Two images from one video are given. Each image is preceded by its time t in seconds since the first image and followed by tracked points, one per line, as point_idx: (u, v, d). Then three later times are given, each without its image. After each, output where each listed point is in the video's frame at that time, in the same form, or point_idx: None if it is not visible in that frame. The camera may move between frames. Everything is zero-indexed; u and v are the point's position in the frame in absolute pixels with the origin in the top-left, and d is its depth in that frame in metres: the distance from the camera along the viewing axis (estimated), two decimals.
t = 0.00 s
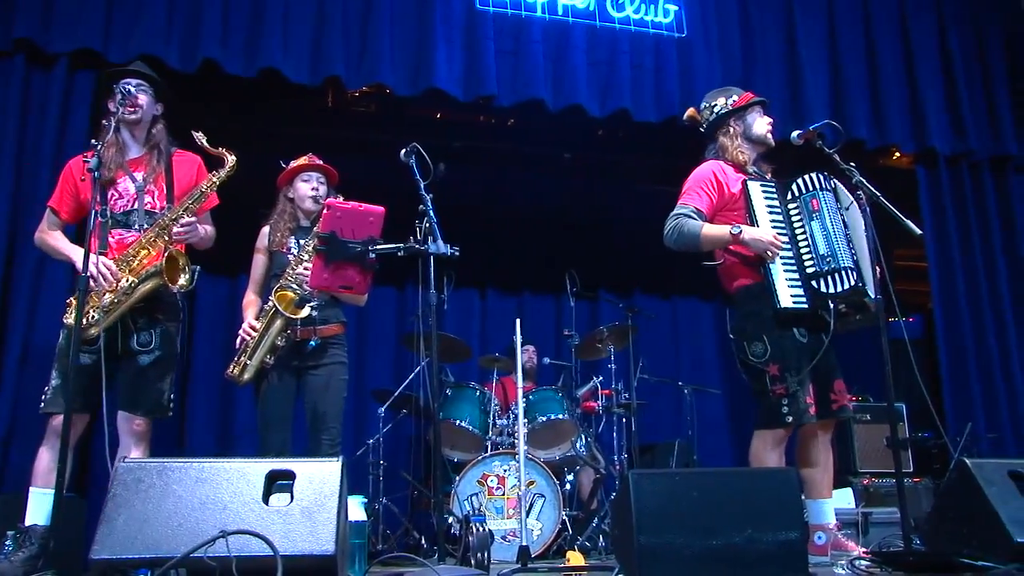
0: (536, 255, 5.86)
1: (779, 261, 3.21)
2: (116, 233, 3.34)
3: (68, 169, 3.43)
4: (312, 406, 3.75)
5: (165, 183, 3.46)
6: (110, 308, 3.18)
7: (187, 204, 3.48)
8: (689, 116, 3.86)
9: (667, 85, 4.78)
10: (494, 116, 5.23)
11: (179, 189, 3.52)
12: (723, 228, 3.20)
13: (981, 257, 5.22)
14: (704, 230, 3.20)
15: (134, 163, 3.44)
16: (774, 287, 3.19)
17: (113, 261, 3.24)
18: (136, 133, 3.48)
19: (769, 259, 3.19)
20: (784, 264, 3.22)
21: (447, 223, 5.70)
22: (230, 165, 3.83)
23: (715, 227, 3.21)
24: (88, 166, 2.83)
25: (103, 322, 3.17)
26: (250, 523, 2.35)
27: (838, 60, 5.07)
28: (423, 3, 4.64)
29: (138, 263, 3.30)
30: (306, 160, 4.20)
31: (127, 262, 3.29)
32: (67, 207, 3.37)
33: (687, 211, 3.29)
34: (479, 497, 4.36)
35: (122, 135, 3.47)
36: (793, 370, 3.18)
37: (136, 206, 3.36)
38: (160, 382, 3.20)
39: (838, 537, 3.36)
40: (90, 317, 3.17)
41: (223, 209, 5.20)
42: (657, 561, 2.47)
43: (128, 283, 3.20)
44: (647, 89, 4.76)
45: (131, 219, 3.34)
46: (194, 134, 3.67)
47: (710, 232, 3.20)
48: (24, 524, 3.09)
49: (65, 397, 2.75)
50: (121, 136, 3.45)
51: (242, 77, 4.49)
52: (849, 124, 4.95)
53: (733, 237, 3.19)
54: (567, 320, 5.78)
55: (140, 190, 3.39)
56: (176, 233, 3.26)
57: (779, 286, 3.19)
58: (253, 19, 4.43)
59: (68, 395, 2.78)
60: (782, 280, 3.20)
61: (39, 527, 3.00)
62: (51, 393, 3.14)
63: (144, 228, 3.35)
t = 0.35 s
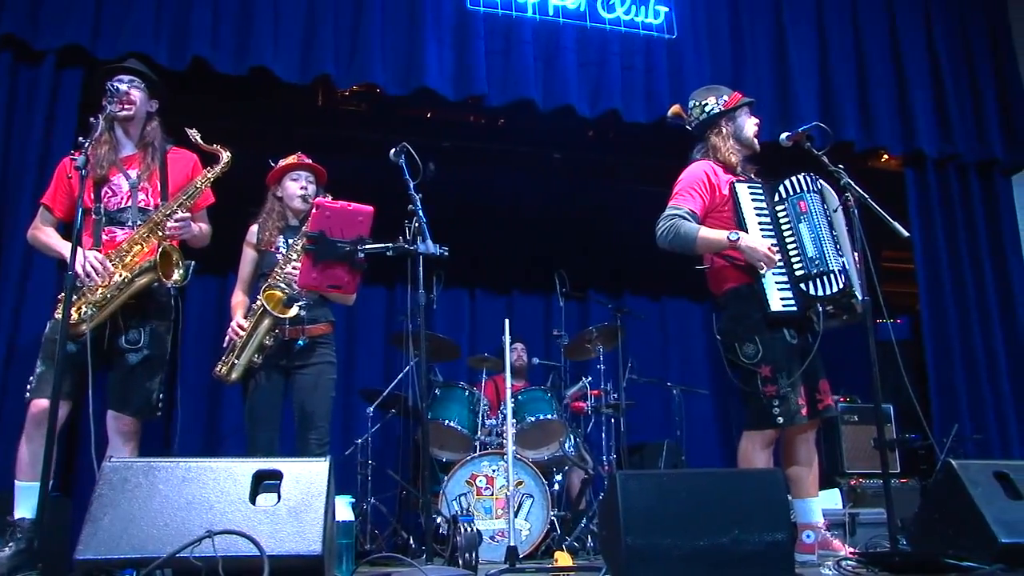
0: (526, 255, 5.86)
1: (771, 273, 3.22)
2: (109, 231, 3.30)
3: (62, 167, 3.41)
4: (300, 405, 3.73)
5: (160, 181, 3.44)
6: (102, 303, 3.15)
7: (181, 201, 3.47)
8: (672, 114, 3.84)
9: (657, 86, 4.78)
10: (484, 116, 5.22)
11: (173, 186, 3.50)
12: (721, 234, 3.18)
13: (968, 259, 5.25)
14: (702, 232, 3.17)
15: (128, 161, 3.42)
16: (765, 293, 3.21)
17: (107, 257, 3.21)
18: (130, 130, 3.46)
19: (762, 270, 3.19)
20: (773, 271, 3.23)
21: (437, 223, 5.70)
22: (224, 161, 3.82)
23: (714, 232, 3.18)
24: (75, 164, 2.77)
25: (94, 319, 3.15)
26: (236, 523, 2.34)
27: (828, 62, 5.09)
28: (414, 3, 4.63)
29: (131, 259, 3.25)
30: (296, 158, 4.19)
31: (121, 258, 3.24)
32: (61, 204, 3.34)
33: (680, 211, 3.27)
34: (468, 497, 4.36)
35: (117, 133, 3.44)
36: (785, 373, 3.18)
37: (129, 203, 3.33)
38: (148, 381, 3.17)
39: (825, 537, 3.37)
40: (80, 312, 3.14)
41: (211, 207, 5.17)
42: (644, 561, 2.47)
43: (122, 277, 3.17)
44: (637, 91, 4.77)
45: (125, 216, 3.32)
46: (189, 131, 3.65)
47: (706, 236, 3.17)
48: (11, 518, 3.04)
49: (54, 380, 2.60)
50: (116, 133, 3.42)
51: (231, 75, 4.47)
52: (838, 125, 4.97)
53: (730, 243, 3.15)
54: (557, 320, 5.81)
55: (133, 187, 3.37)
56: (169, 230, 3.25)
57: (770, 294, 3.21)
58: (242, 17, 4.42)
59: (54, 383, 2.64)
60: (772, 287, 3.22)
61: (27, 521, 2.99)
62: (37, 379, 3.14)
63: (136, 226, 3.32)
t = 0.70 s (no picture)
0: (512, 255, 5.87)
1: (750, 270, 3.23)
2: (84, 222, 3.28)
3: (35, 153, 3.34)
4: (286, 405, 3.72)
5: (137, 176, 3.45)
6: (84, 296, 3.15)
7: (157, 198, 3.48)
8: (647, 125, 3.86)
9: (643, 86, 4.79)
10: (471, 116, 5.22)
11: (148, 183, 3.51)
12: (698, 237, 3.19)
13: (951, 259, 5.29)
14: (679, 237, 3.18)
15: (106, 154, 3.40)
16: (745, 292, 3.22)
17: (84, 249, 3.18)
18: (110, 124, 3.45)
19: (740, 270, 3.20)
20: (756, 271, 3.23)
21: (424, 222, 5.71)
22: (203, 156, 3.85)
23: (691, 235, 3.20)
24: (56, 162, 2.74)
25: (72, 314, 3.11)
26: (220, 523, 2.32)
27: (813, 63, 5.11)
28: (400, 3, 4.63)
29: (110, 252, 3.25)
30: (281, 158, 4.17)
31: (99, 251, 3.23)
32: (32, 191, 3.28)
33: (658, 218, 3.29)
34: (454, 497, 4.35)
35: (96, 125, 3.42)
36: (770, 371, 3.19)
37: (106, 196, 3.33)
38: (125, 379, 3.19)
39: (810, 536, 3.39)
40: (61, 306, 3.10)
41: (196, 207, 5.16)
42: (628, 560, 2.47)
43: (101, 270, 3.18)
44: (623, 90, 4.77)
45: (101, 209, 3.31)
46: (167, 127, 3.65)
47: (683, 240, 3.19)
48: None
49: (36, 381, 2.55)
50: (95, 125, 3.40)
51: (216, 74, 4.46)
52: (823, 125, 4.99)
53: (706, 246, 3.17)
54: (544, 320, 5.83)
55: (110, 180, 3.36)
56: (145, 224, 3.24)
57: (752, 292, 3.21)
58: (227, 16, 4.40)
59: (37, 384, 2.59)
60: (754, 286, 3.22)
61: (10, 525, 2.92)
62: (17, 384, 3.02)
63: (113, 219, 3.33)
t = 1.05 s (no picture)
0: (498, 254, 5.86)
1: (717, 272, 3.23)
2: (61, 211, 3.24)
3: (8, 138, 3.30)
4: (269, 404, 3.70)
5: (113, 172, 3.44)
6: (71, 288, 3.14)
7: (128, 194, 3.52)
8: (631, 130, 3.91)
9: (628, 86, 4.79)
10: (456, 114, 5.20)
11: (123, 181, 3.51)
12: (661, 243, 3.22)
13: (934, 260, 5.33)
14: (643, 244, 3.24)
15: (82, 147, 3.38)
16: (711, 294, 3.23)
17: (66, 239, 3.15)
18: (86, 117, 3.42)
19: (706, 274, 3.21)
20: (723, 274, 3.24)
21: (409, 221, 5.70)
22: (184, 155, 3.85)
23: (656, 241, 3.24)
24: (39, 159, 2.76)
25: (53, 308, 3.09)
26: (201, 522, 2.27)
27: (798, 64, 5.13)
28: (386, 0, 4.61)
29: (92, 245, 3.24)
30: (268, 155, 4.16)
31: (81, 242, 3.22)
32: (5, 176, 3.24)
33: (627, 226, 3.36)
34: (438, 496, 4.35)
35: (72, 117, 3.39)
36: (740, 371, 3.21)
37: (84, 188, 3.30)
38: (99, 376, 3.21)
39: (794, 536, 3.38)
40: (48, 296, 3.10)
41: (180, 204, 5.13)
42: (609, 559, 2.47)
43: (88, 263, 3.18)
44: (609, 90, 4.77)
45: (80, 201, 3.28)
46: (143, 124, 3.65)
47: (647, 247, 3.23)
48: None
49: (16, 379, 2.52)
50: (73, 118, 3.38)
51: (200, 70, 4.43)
52: (808, 126, 5.01)
53: (668, 252, 3.20)
54: (528, 320, 5.79)
55: (88, 173, 3.35)
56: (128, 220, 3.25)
57: (716, 295, 3.22)
58: (211, 12, 4.37)
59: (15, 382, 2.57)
60: (720, 290, 3.22)
61: None
62: None
63: (92, 212, 3.30)
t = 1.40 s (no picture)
0: (485, 254, 5.87)
1: (689, 279, 3.25)
2: (45, 209, 3.23)
3: None
4: (258, 403, 3.69)
5: (98, 170, 3.43)
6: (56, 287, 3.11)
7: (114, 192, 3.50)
8: (630, 122, 3.90)
9: (616, 86, 4.80)
10: (445, 114, 5.20)
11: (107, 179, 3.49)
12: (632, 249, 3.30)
13: (919, 261, 5.36)
14: (618, 249, 3.34)
15: (66, 143, 3.36)
16: (681, 300, 3.26)
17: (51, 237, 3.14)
18: (70, 113, 3.40)
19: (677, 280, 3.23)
20: (694, 279, 3.26)
21: (397, 221, 5.70)
22: (170, 157, 3.82)
23: (628, 246, 3.33)
24: (24, 155, 2.73)
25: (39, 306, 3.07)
26: (187, 521, 2.26)
27: (786, 65, 5.15)
28: None
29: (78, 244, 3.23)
30: (258, 154, 4.13)
31: (67, 241, 3.21)
32: None
33: (609, 231, 3.45)
34: (425, 495, 4.35)
35: (56, 114, 3.36)
36: (711, 373, 3.25)
37: (68, 186, 3.29)
38: (84, 375, 3.18)
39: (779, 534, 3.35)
40: (34, 295, 3.07)
41: (167, 203, 5.12)
42: (594, 559, 2.48)
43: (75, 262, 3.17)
44: (597, 90, 4.78)
45: (64, 198, 3.27)
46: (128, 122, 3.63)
47: (621, 253, 3.33)
48: None
49: None
50: (57, 114, 3.36)
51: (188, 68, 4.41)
52: (795, 127, 5.03)
53: (637, 258, 3.25)
54: (516, 319, 5.84)
55: (72, 171, 3.33)
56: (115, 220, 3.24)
57: (685, 301, 3.25)
58: (199, 9, 4.35)
59: None
60: (690, 295, 3.25)
61: None
62: None
63: (76, 211, 3.29)
